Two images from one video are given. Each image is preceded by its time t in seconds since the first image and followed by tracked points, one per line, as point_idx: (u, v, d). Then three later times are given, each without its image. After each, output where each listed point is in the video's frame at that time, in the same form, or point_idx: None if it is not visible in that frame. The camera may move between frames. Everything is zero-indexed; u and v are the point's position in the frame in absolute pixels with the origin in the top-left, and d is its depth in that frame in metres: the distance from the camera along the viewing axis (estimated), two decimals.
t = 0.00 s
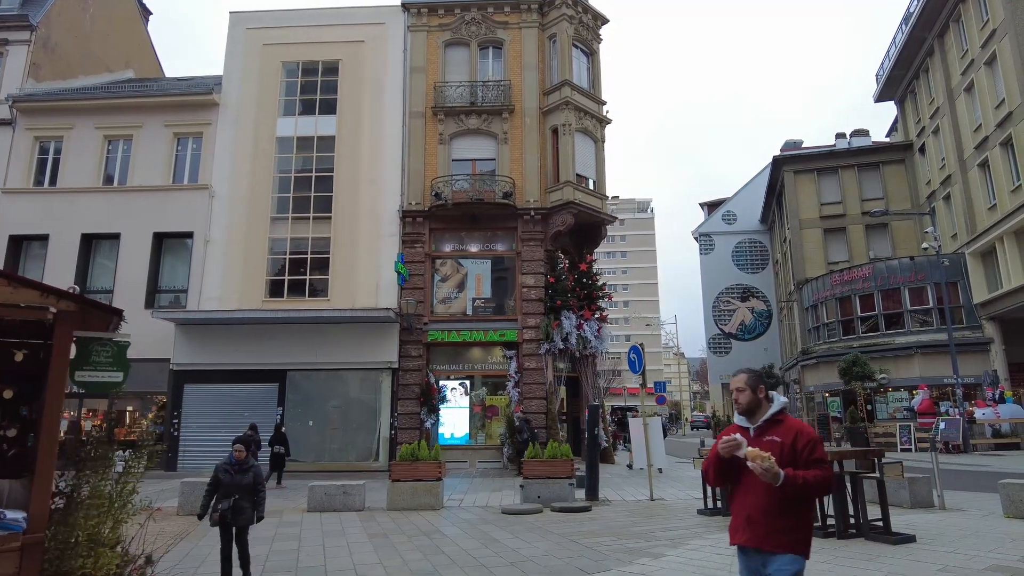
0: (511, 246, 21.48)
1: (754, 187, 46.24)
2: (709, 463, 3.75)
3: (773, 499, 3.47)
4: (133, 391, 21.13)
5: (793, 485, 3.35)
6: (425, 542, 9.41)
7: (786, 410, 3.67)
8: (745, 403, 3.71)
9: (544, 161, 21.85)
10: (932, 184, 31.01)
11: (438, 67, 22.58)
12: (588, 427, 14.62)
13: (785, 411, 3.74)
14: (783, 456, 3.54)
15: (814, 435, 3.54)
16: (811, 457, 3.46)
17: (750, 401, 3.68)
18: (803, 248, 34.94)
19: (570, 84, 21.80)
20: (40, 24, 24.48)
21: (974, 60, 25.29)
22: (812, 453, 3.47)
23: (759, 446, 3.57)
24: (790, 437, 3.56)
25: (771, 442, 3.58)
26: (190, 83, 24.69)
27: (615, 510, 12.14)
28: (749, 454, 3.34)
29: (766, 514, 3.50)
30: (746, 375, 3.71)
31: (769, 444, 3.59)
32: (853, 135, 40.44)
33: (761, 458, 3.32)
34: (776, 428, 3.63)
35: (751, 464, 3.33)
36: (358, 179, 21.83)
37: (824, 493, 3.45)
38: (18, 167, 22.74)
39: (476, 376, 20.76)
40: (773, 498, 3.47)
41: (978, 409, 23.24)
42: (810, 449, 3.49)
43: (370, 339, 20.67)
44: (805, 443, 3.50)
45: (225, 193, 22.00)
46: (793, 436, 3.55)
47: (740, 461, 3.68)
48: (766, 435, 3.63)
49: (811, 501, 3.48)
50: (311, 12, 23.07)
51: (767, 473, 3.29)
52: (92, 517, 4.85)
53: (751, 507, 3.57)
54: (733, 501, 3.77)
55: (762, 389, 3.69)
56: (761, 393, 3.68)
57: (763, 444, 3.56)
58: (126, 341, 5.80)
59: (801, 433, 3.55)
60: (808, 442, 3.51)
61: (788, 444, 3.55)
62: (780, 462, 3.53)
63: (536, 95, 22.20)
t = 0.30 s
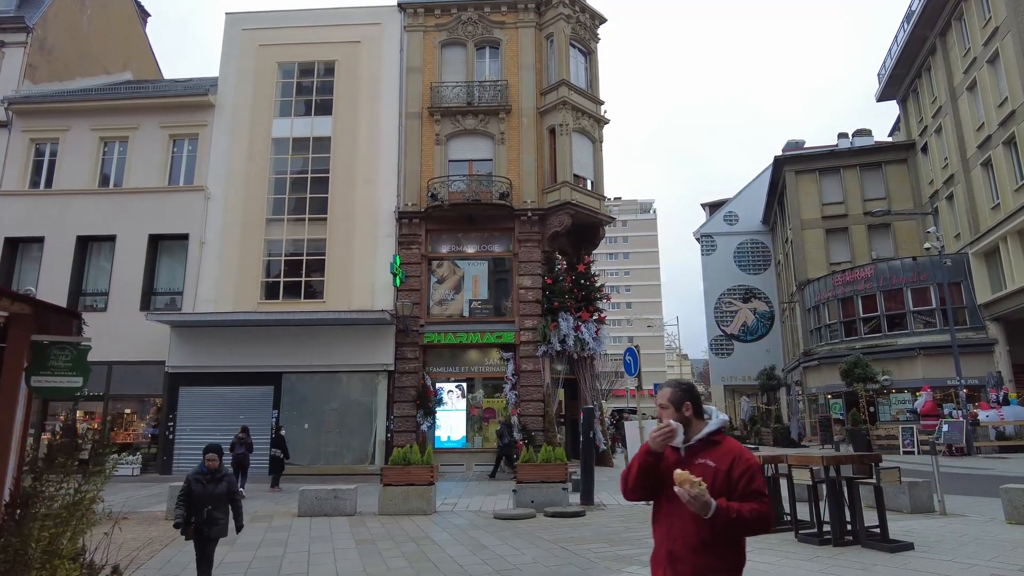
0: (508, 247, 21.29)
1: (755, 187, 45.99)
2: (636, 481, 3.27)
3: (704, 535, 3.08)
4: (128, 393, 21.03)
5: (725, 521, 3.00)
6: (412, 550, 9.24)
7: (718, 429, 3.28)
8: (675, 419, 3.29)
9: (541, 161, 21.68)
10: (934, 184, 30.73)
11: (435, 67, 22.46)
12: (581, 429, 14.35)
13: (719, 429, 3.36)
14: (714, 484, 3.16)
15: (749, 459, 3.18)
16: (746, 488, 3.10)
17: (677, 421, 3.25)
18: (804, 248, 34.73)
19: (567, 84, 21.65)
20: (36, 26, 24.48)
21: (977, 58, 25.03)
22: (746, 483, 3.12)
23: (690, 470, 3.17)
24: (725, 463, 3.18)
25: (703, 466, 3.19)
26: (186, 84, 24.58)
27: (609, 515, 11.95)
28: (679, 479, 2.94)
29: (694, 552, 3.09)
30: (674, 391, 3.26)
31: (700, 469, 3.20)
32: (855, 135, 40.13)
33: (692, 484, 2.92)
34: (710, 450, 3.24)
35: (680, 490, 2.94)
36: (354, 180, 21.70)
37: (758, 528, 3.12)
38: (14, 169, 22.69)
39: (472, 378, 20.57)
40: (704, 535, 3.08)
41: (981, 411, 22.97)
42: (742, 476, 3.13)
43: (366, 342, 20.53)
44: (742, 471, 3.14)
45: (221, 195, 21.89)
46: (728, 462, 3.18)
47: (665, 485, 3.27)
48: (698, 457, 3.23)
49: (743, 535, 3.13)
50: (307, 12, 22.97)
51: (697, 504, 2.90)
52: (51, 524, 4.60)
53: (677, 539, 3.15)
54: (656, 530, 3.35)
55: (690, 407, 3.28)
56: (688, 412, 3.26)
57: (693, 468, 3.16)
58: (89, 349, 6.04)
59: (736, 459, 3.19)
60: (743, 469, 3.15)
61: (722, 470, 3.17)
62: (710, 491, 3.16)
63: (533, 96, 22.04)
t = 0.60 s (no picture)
0: (508, 246, 21.11)
1: (760, 186, 45.67)
2: (547, 484, 3.03)
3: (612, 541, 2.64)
4: (127, 393, 20.97)
5: (629, 522, 2.55)
6: (405, 550, 9.10)
7: (630, 417, 2.90)
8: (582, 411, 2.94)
9: (541, 159, 21.50)
10: (941, 181, 30.41)
11: (435, 64, 22.32)
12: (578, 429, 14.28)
13: (640, 419, 2.95)
14: (624, 481, 2.75)
15: (663, 448, 2.75)
16: (660, 483, 2.67)
17: (584, 409, 2.91)
18: (809, 247, 34.43)
19: (568, 81, 21.46)
20: (36, 25, 24.47)
21: (984, 53, 24.72)
22: (657, 474, 2.68)
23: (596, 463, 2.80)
24: (634, 454, 2.77)
25: (613, 459, 2.81)
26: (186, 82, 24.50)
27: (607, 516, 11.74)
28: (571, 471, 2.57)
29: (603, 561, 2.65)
30: (582, 376, 2.94)
31: (609, 463, 2.81)
32: (861, 133, 39.76)
33: (584, 477, 2.54)
34: (620, 441, 2.85)
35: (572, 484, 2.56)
36: (353, 178, 21.57)
37: (677, 528, 2.67)
38: (13, 169, 22.66)
39: (472, 377, 20.41)
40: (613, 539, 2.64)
41: (988, 410, 22.68)
42: (654, 468, 2.70)
43: (365, 340, 20.39)
44: (654, 462, 2.71)
45: (221, 193, 21.81)
46: (639, 453, 2.76)
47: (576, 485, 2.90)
48: (608, 450, 2.86)
49: (662, 541, 2.68)
50: (307, 10, 22.86)
51: (591, 500, 2.51)
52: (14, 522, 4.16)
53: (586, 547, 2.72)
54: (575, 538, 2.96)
55: (601, 395, 2.91)
56: (598, 399, 2.90)
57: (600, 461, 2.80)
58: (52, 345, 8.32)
59: (648, 447, 2.77)
60: (657, 461, 2.71)
61: (632, 463, 2.76)
62: (621, 488, 2.74)
63: (534, 92, 21.86)
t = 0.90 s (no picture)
0: (508, 243, 20.88)
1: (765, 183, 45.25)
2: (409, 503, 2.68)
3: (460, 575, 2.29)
4: (126, 392, 20.86)
5: (466, 557, 2.17)
6: (395, 553, 8.90)
7: (487, 424, 2.49)
8: (435, 419, 2.56)
9: (542, 155, 21.26)
10: (949, 178, 29.99)
11: (435, 60, 22.11)
12: (579, 427, 13.71)
13: (504, 426, 2.53)
14: (472, 502, 2.35)
15: (516, 461, 2.33)
16: (508, 504, 2.25)
17: (432, 419, 2.52)
18: (815, 245, 34.06)
19: (569, 76, 21.22)
20: (36, 23, 24.41)
21: (993, 47, 24.32)
22: (507, 495, 2.26)
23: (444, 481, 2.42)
24: (483, 470, 2.36)
25: (463, 476, 2.41)
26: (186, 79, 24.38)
27: (605, 517, 11.49)
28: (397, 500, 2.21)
29: None
30: (431, 379, 2.55)
31: (460, 481, 2.41)
32: (867, 130, 39.31)
33: (408, 506, 2.17)
34: (474, 453, 2.45)
35: (398, 514, 2.20)
36: (352, 175, 21.39)
37: (535, 557, 2.25)
38: (13, 167, 22.59)
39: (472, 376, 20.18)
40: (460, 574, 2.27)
41: (997, 410, 22.29)
42: (502, 484, 2.29)
43: (363, 339, 20.20)
44: (502, 479, 2.29)
45: (220, 191, 21.67)
46: (489, 468, 2.35)
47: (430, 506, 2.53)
48: (462, 464, 2.46)
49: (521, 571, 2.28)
50: (306, 6, 22.67)
51: (418, 534, 2.15)
52: None
53: None
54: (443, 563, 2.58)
55: (455, 400, 2.52)
56: (451, 407, 2.52)
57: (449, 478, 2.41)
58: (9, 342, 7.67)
59: (500, 460, 2.35)
60: (507, 476, 2.29)
61: (481, 480, 2.35)
62: (470, 511, 2.35)
63: (535, 88, 21.62)
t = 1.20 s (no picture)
0: (508, 241, 20.66)
1: (770, 181, 44.89)
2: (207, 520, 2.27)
3: None
4: (124, 390, 20.75)
5: None
6: (384, 554, 8.72)
7: (286, 431, 2.06)
8: (222, 423, 2.15)
9: (542, 152, 21.03)
10: (956, 174, 29.61)
11: (433, 56, 21.93)
12: (578, 426, 13.26)
13: (306, 433, 2.09)
14: (246, 528, 1.92)
15: (303, 480, 1.88)
16: (281, 537, 1.82)
17: (223, 422, 2.14)
18: (819, 242, 33.71)
19: (569, 72, 21.00)
20: (35, 21, 24.36)
21: (1000, 41, 23.96)
22: (285, 527, 1.83)
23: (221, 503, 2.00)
24: (261, 494, 1.92)
25: (243, 498, 1.98)
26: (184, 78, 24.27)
27: (602, 518, 11.26)
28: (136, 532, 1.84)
29: None
30: (221, 373, 2.15)
31: (239, 504, 1.98)
32: (873, 126, 38.93)
33: (146, 541, 1.81)
34: (263, 470, 2.01)
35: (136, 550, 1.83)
36: (351, 172, 21.23)
37: None
38: (11, 165, 22.53)
39: (471, 375, 20.00)
40: None
41: (1005, 408, 21.95)
42: (281, 509, 1.85)
43: (361, 337, 20.01)
44: (279, 508, 1.85)
45: (218, 189, 21.53)
46: (268, 490, 1.91)
47: (215, 524, 2.12)
48: (248, 482, 2.03)
49: None
50: (304, 2, 22.52)
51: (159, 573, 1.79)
52: None
53: None
54: None
55: (247, 401, 2.12)
56: (244, 407, 2.13)
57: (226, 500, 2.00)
58: None
59: (286, 481, 1.90)
60: (286, 506, 1.85)
61: (258, 505, 1.91)
62: (246, 543, 1.92)
63: (534, 84, 21.40)
